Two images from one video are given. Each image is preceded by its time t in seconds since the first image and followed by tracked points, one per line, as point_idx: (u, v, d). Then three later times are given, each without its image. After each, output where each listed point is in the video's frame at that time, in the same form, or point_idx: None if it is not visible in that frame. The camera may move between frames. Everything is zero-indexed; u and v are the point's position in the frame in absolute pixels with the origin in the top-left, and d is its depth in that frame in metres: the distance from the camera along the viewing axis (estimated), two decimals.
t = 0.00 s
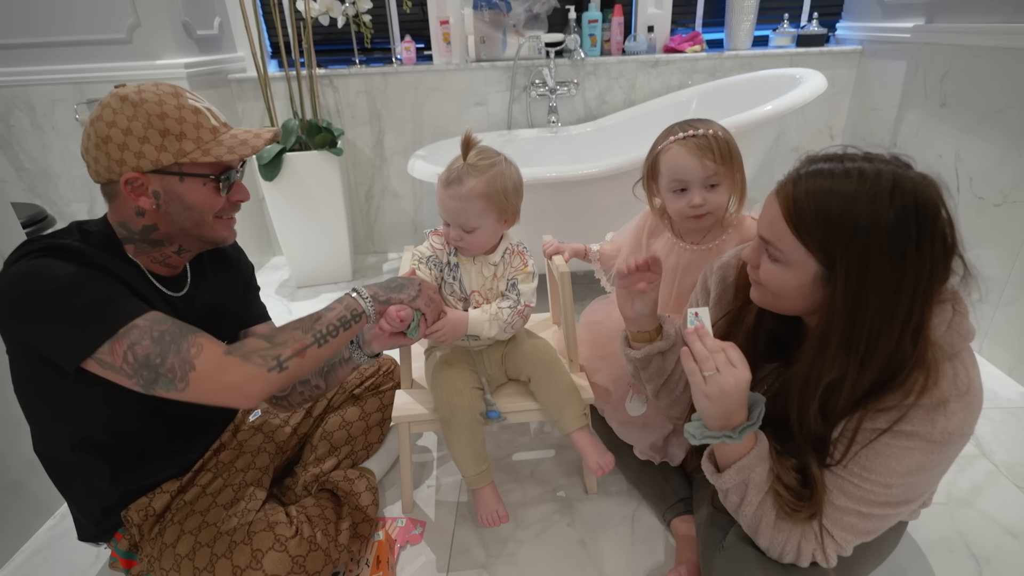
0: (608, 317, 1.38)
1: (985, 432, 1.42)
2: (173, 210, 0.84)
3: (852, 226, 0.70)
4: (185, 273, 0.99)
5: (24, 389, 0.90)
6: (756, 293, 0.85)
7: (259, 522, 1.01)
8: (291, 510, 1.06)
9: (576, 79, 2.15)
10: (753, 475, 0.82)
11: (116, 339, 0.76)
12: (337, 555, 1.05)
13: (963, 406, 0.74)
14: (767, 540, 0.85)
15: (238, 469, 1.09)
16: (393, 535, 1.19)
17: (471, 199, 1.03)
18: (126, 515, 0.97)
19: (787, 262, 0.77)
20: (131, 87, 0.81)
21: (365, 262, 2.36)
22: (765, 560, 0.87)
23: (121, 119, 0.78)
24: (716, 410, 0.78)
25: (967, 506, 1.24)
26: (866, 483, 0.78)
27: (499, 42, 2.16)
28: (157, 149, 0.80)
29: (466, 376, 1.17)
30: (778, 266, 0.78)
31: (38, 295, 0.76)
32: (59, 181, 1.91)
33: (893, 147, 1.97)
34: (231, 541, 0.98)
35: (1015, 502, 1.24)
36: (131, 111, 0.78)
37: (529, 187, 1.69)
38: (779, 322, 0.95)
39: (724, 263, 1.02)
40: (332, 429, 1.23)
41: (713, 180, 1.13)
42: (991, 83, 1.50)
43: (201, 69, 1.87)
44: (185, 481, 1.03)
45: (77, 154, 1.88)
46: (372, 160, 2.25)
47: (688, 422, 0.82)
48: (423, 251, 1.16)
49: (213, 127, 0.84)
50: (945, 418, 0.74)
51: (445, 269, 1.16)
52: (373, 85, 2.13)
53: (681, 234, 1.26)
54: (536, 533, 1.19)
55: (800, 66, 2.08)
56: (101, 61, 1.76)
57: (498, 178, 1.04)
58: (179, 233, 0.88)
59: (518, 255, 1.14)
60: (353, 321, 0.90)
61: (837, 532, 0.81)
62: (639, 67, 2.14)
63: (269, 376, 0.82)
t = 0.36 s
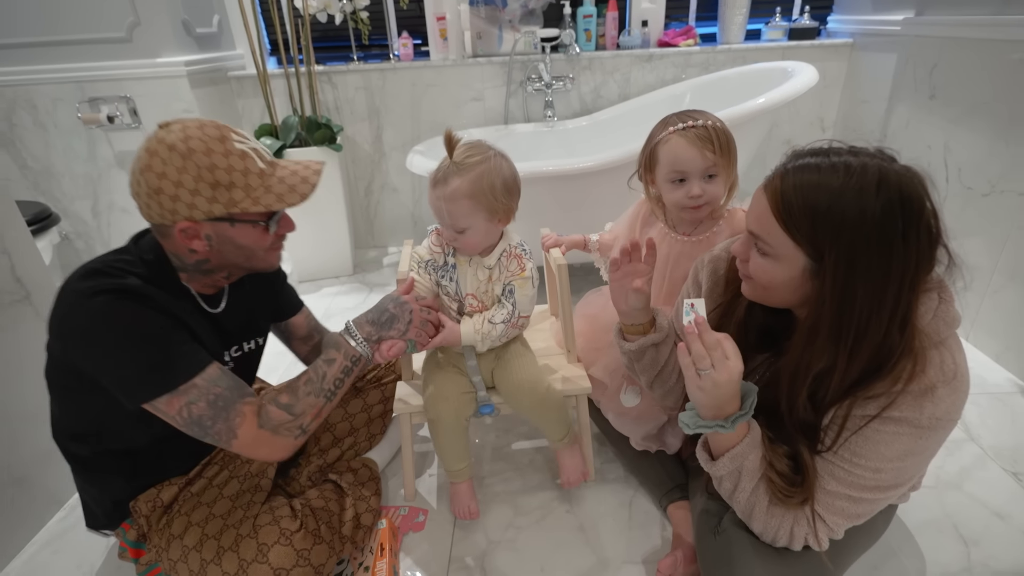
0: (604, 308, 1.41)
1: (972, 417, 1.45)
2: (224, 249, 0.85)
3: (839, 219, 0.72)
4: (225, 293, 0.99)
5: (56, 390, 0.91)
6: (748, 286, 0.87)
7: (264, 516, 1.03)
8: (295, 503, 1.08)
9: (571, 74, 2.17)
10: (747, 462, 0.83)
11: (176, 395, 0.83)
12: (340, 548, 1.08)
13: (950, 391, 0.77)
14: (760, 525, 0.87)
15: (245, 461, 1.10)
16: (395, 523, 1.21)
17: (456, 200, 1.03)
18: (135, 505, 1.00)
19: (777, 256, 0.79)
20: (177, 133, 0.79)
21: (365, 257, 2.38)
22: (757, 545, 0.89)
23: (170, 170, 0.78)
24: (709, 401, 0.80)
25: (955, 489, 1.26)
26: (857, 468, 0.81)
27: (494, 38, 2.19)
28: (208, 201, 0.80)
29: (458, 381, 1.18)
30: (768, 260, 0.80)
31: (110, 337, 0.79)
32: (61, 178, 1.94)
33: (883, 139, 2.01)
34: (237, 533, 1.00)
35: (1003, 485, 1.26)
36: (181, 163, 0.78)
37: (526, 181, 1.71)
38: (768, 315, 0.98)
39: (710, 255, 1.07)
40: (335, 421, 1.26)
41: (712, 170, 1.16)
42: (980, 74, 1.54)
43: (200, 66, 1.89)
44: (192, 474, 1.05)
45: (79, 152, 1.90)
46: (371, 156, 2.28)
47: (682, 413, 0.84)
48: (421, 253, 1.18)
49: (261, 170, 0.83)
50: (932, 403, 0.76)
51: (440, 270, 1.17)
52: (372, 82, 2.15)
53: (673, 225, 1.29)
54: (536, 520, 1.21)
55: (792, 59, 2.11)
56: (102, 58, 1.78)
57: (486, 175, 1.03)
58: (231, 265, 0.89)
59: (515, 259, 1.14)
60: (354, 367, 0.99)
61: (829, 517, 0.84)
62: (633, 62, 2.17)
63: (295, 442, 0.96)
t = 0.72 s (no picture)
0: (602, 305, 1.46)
1: (960, 409, 1.46)
2: (272, 264, 0.91)
3: (825, 220, 0.73)
4: (264, 302, 1.04)
5: (91, 382, 0.94)
6: (738, 285, 0.88)
7: (272, 513, 1.03)
8: (302, 499, 1.08)
9: (568, 76, 2.22)
10: (739, 454, 0.85)
11: (218, 407, 0.89)
12: (346, 542, 1.08)
13: (936, 384, 0.77)
14: (753, 515, 0.89)
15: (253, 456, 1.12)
16: (398, 514, 1.22)
17: (449, 202, 1.05)
18: (148, 498, 1.02)
19: (765, 256, 0.79)
20: (230, 157, 0.84)
21: (367, 255, 2.42)
22: (748, 532, 0.92)
23: (224, 193, 0.82)
24: (702, 392, 0.83)
25: (942, 479, 1.26)
26: (846, 459, 0.82)
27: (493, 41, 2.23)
28: (260, 222, 0.85)
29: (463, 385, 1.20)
30: (757, 260, 0.81)
31: (164, 350, 0.84)
32: (69, 180, 1.99)
33: (873, 138, 2.06)
34: (246, 530, 1.00)
35: (988, 475, 1.26)
36: (235, 187, 0.82)
37: (525, 180, 1.75)
38: (760, 311, 0.99)
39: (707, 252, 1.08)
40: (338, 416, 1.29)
41: (702, 172, 1.21)
42: (966, 74, 1.58)
43: (204, 70, 1.93)
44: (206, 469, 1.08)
45: (86, 154, 1.94)
46: (372, 157, 2.32)
47: (676, 406, 0.87)
48: (424, 254, 1.22)
49: (307, 191, 0.88)
50: (919, 397, 0.77)
51: (445, 268, 1.20)
52: (372, 84, 2.19)
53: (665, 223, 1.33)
54: (535, 510, 1.23)
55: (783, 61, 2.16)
56: (108, 62, 1.81)
57: (474, 173, 1.04)
58: (275, 278, 0.95)
59: (519, 254, 1.16)
60: (363, 380, 1.03)
61: (819, 506, 0.85)
62: (628, 63, 2.21)
63: (312, 449, 1.04)
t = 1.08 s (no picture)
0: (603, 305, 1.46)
1: (958, 409, 1.46)
2: (284, 268, 0.91)
3: (832, 225, 0.72)
4: (266, 305, 1.04)
5: (96, 384, 0.95)
6: (740, 289, 0.88)
7: (273, 511, 1.03)
8: (303, 498, 1.08)
9: (568, 73, 2.21)
10: (740, 455, 0.86)
11: (220, 410, 0.89)
12: (347, 540, 1.08)
13: (938, 387, 0.77)
14: (753, 515, 0.89)
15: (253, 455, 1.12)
16: (399, 513, 1.22)
17: (450, 201, 1.05)
18: (149, 498, 1.02)
19: (769, 261, 0.80)
20: (243, 161, 0.84)
21: (366, 253, 2.42)
22: (748, 533, 0.92)
23: (238, 198, 0.82)
24: (703, 392, 0.83)
25: (940, 478, 1.26)
26: (847, 461, 0.83)
27: (494, 37, 2.23)
28: (274, 227, 0.85)
29: (460, 378, 1.20)
30: (761, 264, 0.81)
31: (168, 354, 0.84)
32: (68, 177, 1.98)
33: (873, 136, 2.05)
34: (247, 528, 1.00)
35: (985, 474, 1.27)
36: (249, 192, 0.82)
37: (525, 179, 1.75)
38: (761, 314, 0.99)
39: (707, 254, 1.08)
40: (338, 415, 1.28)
41: (706, 172, 1.20)
42: (967, 73, 1.57)
43: (203, 66, 1.92)
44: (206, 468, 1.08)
45: (85, 151, 1.94)
46: (372, 154, 2.31)
47: (678, 408, 0.87)
48: (428, 255, 1.20)
49: (320, 196, 0.89)
50: (921, 399, 0.78)
51: (451, 268, 1.19)
52: (372, 81, 2.18)
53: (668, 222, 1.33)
54: (535, 509, 1.23)
55: (784, 58, 2.15)
56: (106, 59, 1.80)
57: (473, 172, 1.04)
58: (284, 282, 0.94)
59: (529, 248, 1.19)
60: (369, 385, 1.05)
61: (819, 507, 0.86)
62: (629, 60, 2.20)
63: (315, 451, 1.04)
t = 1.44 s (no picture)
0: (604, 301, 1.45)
1: (958, 406, 1.46)
2: (287, 261, 0.91)
3: (828, 222, 0.72)
4: (270, 299, 1.04)
5: (101, 380, 0.95)
6: (737, 286, 0.88)
7: (274, 505, 1.03)
8: (305, 493, 1.08)
9: (569, 70, 2.21)
10: (740, 451, 0.86)
11: (225, 404, 0.89)
12: (348, 535, 1.08)
13: (937, 382, 0.77)
14: (753, 511, 0.89)
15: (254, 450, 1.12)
16: (400, 509, 1.22)
17: (455, 195, 1.05)
18: (150, 493, 1.02)
19: (766, 258, 0.80)
20: (244, 155, 0.83)
21: (367, 250, 2.42)
22: (748, 528, 0.93)
23: (241, 192, 0.82)
24: (702, 387, 0.83)
25: (940, 474, 1.26)
26: (846, 456, 0.82)
27: (494, 34, 2.22)
28: (278, 220, 0.85)
29: (462, 373, 1.20)
30: (758, 262, 0.81)
31: (174, 348, 0.84)
32: (68, 174, 1.98)
33: (874, 133, 2.05)
34: (248, 522, 1.01)
35: (985, 470, 1.27)
36: (252, 185, 0.82)
37: (526, 176, 1.75)
38: (759, 312, 0.99)
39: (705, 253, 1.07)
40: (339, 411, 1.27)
41: (702, 172, 1.20)
42: (968, 69, 1.57)
43: (204, 63, 1.91)
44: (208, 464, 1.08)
45: (85, 149, 1.93)
46: (372, 151, 2.31)
47: (678, 404, 0.87)
48: (427, 250, 1.20)
49: (322, 188, 0.89)
50: (920, 394, 0.78)
51: (448, 262, 1.19)
52: (372, 78, 2.17)
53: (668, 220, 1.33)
54: (536, 506, 1.24)
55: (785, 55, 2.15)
56: (106, 56, 1.80)
57: (483, 168, 1.04)
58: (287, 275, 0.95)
59: (518, 245, 1.16)
60: (373, 381, 1.05)
61: (819, 503, 0.86)
62: (629, 57, 2.20)
63: (316, 445, 1.04)
